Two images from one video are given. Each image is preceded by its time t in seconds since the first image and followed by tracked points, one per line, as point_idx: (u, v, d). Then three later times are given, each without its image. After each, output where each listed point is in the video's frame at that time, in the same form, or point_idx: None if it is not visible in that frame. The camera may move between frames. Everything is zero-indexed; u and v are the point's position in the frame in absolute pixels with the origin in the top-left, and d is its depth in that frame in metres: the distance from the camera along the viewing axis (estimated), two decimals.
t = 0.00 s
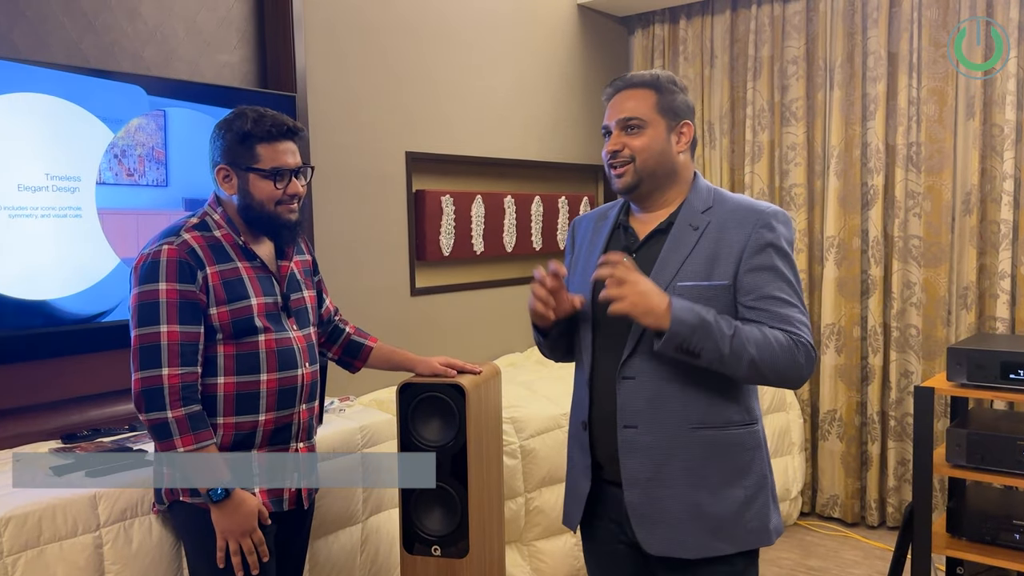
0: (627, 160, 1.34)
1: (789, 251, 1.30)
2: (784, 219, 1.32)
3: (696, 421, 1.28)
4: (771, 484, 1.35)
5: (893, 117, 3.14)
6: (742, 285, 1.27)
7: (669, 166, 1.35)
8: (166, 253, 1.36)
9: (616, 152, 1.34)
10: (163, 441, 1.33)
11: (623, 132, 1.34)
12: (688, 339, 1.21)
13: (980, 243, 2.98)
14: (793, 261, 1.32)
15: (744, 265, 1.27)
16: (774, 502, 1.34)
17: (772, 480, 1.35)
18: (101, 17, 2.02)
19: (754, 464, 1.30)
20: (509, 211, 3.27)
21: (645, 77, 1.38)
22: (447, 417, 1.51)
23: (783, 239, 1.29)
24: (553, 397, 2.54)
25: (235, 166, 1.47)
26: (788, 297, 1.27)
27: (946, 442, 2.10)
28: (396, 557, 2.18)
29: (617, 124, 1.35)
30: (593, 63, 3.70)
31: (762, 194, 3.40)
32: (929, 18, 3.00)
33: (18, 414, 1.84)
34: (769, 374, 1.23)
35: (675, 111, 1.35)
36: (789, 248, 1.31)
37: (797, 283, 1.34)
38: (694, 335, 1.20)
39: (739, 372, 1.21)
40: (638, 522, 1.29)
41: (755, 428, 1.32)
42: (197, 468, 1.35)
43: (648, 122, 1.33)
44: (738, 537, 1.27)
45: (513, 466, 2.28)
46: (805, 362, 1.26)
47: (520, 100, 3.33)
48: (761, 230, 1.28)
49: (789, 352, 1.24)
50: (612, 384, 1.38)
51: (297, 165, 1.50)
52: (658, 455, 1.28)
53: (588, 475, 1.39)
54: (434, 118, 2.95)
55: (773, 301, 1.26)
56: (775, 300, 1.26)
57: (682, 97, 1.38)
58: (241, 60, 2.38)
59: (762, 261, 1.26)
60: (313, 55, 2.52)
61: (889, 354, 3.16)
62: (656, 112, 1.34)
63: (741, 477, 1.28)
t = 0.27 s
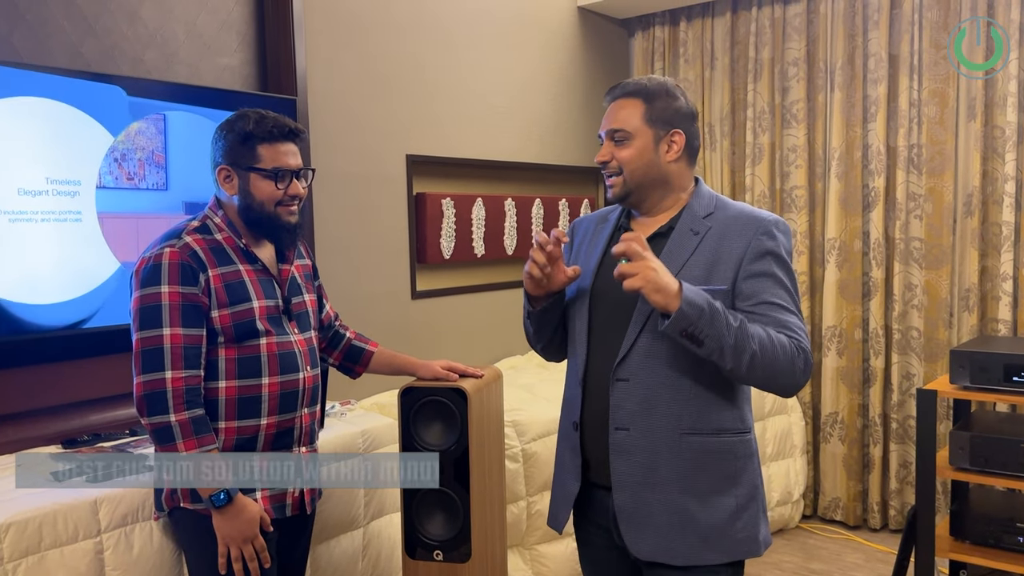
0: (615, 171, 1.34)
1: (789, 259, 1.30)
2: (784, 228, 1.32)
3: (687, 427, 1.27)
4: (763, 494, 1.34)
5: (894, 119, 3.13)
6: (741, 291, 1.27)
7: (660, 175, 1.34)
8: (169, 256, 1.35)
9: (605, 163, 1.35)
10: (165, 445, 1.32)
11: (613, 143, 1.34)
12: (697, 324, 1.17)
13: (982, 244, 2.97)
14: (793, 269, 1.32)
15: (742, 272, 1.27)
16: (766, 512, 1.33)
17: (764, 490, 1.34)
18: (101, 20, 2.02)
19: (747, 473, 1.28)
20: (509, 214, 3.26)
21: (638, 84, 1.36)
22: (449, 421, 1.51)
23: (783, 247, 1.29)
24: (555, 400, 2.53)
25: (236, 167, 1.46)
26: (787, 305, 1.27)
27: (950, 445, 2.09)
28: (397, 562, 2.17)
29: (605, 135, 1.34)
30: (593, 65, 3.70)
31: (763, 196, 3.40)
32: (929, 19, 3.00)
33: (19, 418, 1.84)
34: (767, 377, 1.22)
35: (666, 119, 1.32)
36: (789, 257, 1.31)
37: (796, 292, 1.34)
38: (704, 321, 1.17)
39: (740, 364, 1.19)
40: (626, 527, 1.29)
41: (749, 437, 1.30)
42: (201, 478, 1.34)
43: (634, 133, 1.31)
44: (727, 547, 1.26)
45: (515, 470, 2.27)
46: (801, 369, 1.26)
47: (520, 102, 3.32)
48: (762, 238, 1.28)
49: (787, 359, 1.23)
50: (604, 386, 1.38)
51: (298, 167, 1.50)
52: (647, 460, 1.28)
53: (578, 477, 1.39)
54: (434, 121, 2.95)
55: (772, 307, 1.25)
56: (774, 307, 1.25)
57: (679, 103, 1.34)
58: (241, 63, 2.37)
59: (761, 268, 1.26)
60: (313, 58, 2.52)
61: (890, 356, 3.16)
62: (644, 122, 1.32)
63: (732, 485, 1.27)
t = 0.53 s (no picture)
0: (612, 169, 1.36)
1: (789, 260, 1.29)
2: (785, 228, 1.30)
3: (685, 431, 1.27)
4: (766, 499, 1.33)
5: (893, 120, 3.14)
6: (739, 295, 1.26)
7: (655, 174, 1.34)
8: (169, 256, 1.34)
9: (603, 162, 1.37)
10: (168, 447, 1.31)
11: (610, 141, 1.36)
12: (677, 358, 1.21)
13: (981, 245, 2.98)
14: (794, 270, 1.31)
15: (742, 274, 1.26)
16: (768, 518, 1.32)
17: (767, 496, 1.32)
18: (100, 22, 2.01)
19: (748, 479, 1.27)
20: (508, 215, 3.26)
21: (638, 83, 1.38)
22: (450, 423, 1.50)
23: (784, 248, 1.27)
24: (555, 402, 2.52)
25: (240, 158, 1.46)
26: (787, 308, 1.26)
27: (951, 446, 2.09)
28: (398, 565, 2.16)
29: (603, 134, 1.37)
30: (592, 66, 3.69)
31: (762, 197, 3.40)
32: (928, 20, 3.00)
33: (17, 422, 1.82)
34: (761, 388, 1.22)
35: (664, 118, 1.33)
36: (790, 258, 1.29)
37: (799, 293, 1.32)
38: (683, 353, 1.21)
39: (729, 389, 1.21)
40: (624, 531, 1.29)
41: (751, 442, 1.29)
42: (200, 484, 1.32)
43: (630, 132, 1.33)
44: (729, 554, 1.24)
45: (515, 472, 2.26)
46: (802, 375, 1.25)
47: (519, 104, 3.32)
48: (761, 239, 1.26)
49: (784, 367, 1.22)
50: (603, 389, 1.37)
51: (300, 161, 1.51)
52: (645, 465, 1.28)
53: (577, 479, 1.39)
54: (433, 122, 2.94)
55: (770, 313, 1.24)
56: (772, 311, 1.24)
57: (681, 102, 1.35)
58: (240, 64, 2.36)
59: (760, 271, 1.25)
60: (312, 59, 2.51)
61: (890, 357, 3.16)
62: (640, 121, 1.33)
63: (733, 492, 1.26)
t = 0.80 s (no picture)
0: (620, 171, 1.36)
1: (800, 261, 1.27)
2: (796, 228, 1.28)
3: (692, 437, 1.26)
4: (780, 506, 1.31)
5: (888, 121, 3.14)
6: (746, 298, 1.25)
7: (663, 174, 1.33)
8: (163, 257, 1.33)
9: (611, 163, 1.36)
10: (170, 448, 1.30)
11: (616, 143, 1.35)
12: (676, 368, 1.22)
13: (976, 246, 2.98)
14: (806, 272, 1.29)
15: (749, 276, 1.25)
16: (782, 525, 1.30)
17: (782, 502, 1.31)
18: (93, 24, 1.99)
19: (759, 486, 1.26)
20: (504, 217, 3.25)
21: (641, 82, 1.36)
22: (447, 427, 1.48)
23: (793, 249, 1.26)
24: (552, 404, 2.51)
25: (234, 159, 1.45)
26: (795, 311, 1.24)
27: (947, 448, 2.09)
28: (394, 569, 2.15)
29: (609, 135, 1.36)
30: (587, 68, 3.69)
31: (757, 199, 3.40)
32: (923, 22, 3.01)
33: (9, 427, 1.81)
34: (766, 394, 1.21)
35: (669, 117, 1.32)
36: (801, 259, 1.27)
37: (812, 295, 1.30)
38: (682, 363, 1.22)
39: (732, 395, 1.22)
40: (633, 537, 1.30)
41: (763, 448, 1.28)
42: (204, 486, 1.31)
43: (636, 133, 1.32)
44: (739, 561, 1.24)
45: (512, 475, 2.25)
46: (811, 379, 1.23)
47: (514, 106, 3.31)
48: (769, 240, 1.25)
49: (791, 372, 1.21)
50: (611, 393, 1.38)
51: (295, 164, 1.50)
52: (650, 470, 1.28)
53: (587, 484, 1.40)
54: (428, 124, 2.93)
55: (776, 316, 1.23)
56: (779, 315, 1.23)
57: (685, 100, 1.33)
58: (234, 66, 2.35)
59: (767, 273, 1.24)
60: (306, 61, 2.50)
61: (886, 359, 3.16)
62: (645, 121, 1.32)
63: (744, 499, 1.25)
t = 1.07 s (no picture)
0: (648, 167, 1.36)
1: (827, 264, 1.22)
2: (824, 230, 1.24)
3: (706, 445, 1.26)
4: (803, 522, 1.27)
5: (879, 123, 3.15)
6: (765, 301, 1.22)
7: (692, 171, 1.33)
8: (152, 259, 1.31)
9: (639, 160, 1.37)
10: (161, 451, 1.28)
11: (644, 140, 1.36)
12: (682, 371, 1.21)
13: (967, 248, 2.99)
14: (836, 276, 1.24)
15: (768, 278, 1.22)
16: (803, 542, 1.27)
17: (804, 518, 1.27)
18: (82, 24, 1.97)
19: (779, 499, 1.23)
20: (496, 219, 3.24)
21: (670, 78, 1.36)
22: (439, 429, 1.47)
23: (818, 251, 1.22)
24: (545, 406, 2.50)
25: (225, 161, 1.44)
26: (817, 316, 1.20)
27: (939, 449, 2.09)
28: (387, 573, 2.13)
29: (637, 132, 1.37)
30: (580, 69, 3.69)
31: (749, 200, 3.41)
32: (914, 24, 3.02)
33: None
34: (778, 403, 1.18)
35: (696, 112, 1.31)
36: (829, 262, 1.23)
37: (842, 301, 1.25)
38: (689, 367, 1.21)
39: (740, 402, 1.20)
40: (645, 539, 1.31)
41: (784, 461, 1.25)
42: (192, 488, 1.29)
43: (663, 129, 1.33)
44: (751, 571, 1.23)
45: (505, 477, 2.24)
46: (831, 389, 1.18)
47: (507, 107, 3.30)
48: (792, 241, 1.22)
49: (806, 380, 1.17)
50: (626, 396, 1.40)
51: (286, 168, 1.49)
52: (662, 477, 1.29)
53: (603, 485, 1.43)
54: (422, 126, 2.92)
55: (793, 321, 1.19)
56: (797, 319, 1.19)
57: (713, 94, 1.32)
58: (225, 67, 2.34)
59: (786, 276, 1.21)
60: (297, 62, 2.49)
61: (878, 360, 3.17)
62: (672, 117, 1.32)
63: (760, 511, 1.23)
